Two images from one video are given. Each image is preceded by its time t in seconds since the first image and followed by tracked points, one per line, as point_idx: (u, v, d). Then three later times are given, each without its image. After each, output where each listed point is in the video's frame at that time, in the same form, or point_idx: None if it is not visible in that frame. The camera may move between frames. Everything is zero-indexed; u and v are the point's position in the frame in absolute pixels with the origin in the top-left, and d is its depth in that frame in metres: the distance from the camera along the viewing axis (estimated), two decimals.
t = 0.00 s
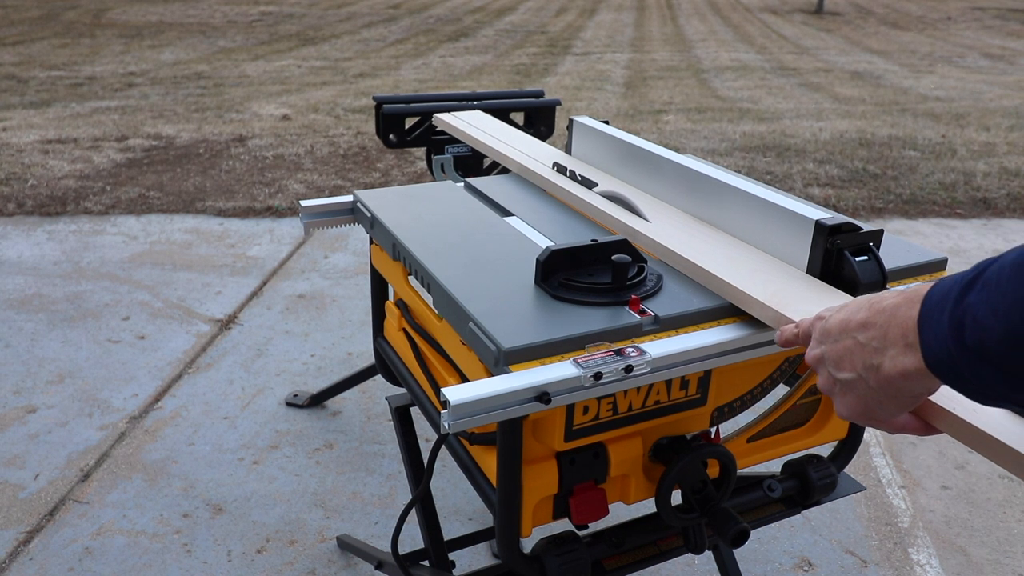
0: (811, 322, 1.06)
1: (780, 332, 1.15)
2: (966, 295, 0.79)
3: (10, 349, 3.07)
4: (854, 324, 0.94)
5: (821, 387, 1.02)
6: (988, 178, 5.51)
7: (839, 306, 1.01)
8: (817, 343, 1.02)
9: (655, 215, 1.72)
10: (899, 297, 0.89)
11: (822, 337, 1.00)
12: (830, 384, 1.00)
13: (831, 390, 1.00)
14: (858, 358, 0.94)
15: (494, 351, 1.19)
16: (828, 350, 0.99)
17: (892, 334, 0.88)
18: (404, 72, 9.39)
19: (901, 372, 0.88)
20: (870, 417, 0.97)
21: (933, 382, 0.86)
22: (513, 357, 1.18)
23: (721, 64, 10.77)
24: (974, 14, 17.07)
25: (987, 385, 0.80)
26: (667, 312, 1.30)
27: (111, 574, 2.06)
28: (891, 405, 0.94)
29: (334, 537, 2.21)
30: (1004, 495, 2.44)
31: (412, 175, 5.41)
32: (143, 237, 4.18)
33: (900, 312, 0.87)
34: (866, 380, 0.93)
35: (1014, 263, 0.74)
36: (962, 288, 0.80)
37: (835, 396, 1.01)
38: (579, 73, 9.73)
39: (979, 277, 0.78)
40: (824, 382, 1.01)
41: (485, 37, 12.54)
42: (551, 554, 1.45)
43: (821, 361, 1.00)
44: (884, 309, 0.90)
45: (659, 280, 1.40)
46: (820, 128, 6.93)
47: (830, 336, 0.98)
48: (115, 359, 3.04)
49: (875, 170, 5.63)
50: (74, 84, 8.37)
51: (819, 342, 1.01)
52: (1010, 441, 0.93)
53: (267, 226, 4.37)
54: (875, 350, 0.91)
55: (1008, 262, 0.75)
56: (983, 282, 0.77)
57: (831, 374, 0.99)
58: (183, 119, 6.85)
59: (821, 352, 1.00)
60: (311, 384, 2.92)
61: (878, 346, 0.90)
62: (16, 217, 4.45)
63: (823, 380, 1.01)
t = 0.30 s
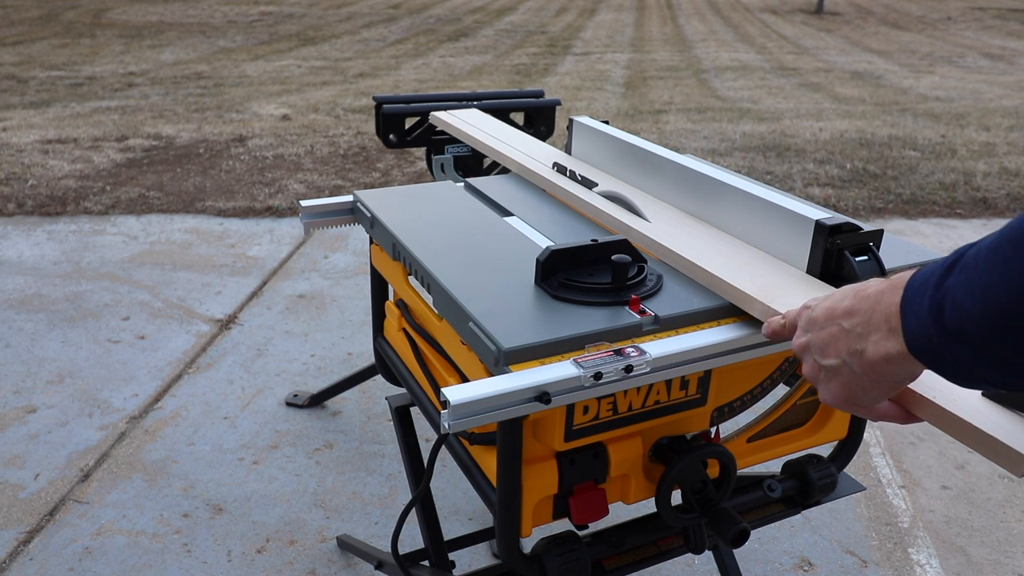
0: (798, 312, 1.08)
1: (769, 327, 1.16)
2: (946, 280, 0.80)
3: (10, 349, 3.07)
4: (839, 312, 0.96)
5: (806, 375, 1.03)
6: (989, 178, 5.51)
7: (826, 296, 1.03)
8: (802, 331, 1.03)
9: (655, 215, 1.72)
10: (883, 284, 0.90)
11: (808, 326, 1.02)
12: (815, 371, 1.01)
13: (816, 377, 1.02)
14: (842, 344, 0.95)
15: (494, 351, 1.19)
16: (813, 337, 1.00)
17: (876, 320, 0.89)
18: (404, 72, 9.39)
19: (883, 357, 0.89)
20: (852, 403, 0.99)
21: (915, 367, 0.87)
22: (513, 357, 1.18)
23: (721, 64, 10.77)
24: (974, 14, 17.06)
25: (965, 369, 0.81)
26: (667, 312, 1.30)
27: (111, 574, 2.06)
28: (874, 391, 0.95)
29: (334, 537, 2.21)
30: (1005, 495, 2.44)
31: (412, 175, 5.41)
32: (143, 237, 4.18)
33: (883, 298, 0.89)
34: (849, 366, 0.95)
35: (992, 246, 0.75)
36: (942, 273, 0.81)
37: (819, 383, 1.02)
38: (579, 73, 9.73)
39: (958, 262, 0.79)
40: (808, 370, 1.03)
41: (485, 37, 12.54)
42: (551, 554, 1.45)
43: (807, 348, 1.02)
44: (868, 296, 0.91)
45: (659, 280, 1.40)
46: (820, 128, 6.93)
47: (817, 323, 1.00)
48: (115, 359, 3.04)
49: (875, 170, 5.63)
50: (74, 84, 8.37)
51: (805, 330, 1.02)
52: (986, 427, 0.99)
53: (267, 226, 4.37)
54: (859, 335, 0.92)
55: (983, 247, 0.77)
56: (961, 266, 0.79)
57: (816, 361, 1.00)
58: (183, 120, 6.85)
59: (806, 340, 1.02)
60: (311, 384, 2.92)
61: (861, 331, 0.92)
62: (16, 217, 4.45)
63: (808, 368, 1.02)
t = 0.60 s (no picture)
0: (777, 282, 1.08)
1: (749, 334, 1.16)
2: (929, 258, 0.81)
3: (10, 349, 3.08)
4: (824, 286, 0.95)
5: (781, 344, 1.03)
6: (988, 178, 5.51)
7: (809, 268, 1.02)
8: (781, 301, 1.03)
9: (656, 216, 1.72)
10: (872, 263, 0.90)
11: (788, 296, 1.02)
12: (791, 340, 1.02)
13: (791, 346, 1.02)
14: (824, 318, 0.95)
15: (494, 351, 1.19)
16: (793, 308, 1.00)
17: (861, 296, 0.90)
18: (404, 72, 9.39)
19: (864, 333, 0.90)
20: (824, 375, 1.00)
21: (895, 345, 0.88)
22: (513, 357, 1.18)
23: (721, 64, 10.77)
24: (974, 14, 17.06)
25: (943, 349, 0.82)
26: (667, 312, 1.30)
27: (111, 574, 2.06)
28: (848, 365, 0.96)
29: (334, 537, 2.21)
30: (1005, 495, 2.44)
31: (412, 175, 5.41)
32: (143, 237, 4.18)
33: (871, 277, 0.89)
34: (828, 339, 0.96)
35: (978, 225, 0.76)
36: (927, 251, 0.81)
37: (792, 353, 1.03)
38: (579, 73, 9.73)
39: (942, 241, 0.80)
40: (784, 339, 1.03)
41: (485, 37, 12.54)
42: (551, 554, 1.45)
43: (785, 318, 1.02)
44: (856, 274, 0.91)
45: (659, 280, 1.40)
46: (820, 128, 6.93)
47: (797, 295, 1.00)
48: (115, 359, 3.04)
49: (875, 170, 5.63)
50: (74, 84, 8.37)
51: (786, 300, 1.02)
52: (961, 412, 1.04)
53: (267, 226, 4.37)
54: (844, 310, 0.92)
55: (968, 225, 0.77)
56: (945, 245, 0.79)
57: (794, 331, 1.01)
58: (183, 120, 6.85)
59: (785, 310, 1.02)
60: (311, 384, 2.92)
61: (846, 306, 0.92)
62: (16, 217, 4.45)
63: (785, 337, 1.03)
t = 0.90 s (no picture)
0: (768, 257, 1.17)
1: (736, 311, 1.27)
2: (913, 248, 0.90)
3: (10, 349, 3.07)
4: (818, 269, 1.05)
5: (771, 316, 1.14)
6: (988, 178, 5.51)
7: (800, 246, 1.12)
8: (773, 275, 1.13)
9: (655, 216, 1.72)
10: (862, 254, 1.00)
11: (781, 270, 1.12)
12: (780, 313, 1.12)
13: (778, 318, 1.13)
14: (816, 299, 1.06)
15: (494, 351, 1.19)
16: (784, 283, 1.10)
17: (851, 285, 1.00)
18: (404, 72, 9.39)
19: (850, 318, 1.00)
20: (808, 347, 1.11)
21: (878, 329, 0.99)
22: (513, 357, 1.18)
23: (721, 64, 10.77)
24: (974, 14, 17.04)
25: (918, 336, 0.92)
26: (667, 312, 1.30)
27: (111, 574, 2.06)
28: (830, 343, 1.08)
29: (334, 537, 2.21)
30: (1005, 495, 2.44)
31: (412, 175, 5.41)
32: (143, 237, 4.18)
33: (861, 267, 0.99)
34: (816, 319, 1.06)
35: (953, 222, 0.84)
36: (911, 242, 0.91)
37: (778, 324, 1.14)
38: (579, 73, 9.73)
39: (925, 232, 0.89)
40: (774, 311, 1.13)
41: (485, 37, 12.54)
42: (551, 554, 1.45)
43: (776, 291, 1.12)
44: (848, 264, 1.01)
45: (659, 280, 1.40)
46: (820, 128, 6.93)
47: (790, 272, 1.10)
48: (115, 359, 3.04)
49: (875, 170, 5.63)
50: (74, 84, 8.37)
51: (777, 274, 1.12)
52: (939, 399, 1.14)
53: (266, 226, 4.37)
54: (833, 296, 1.03)
55: (946, 219, 0.86)
56: (927, 236, 0.88)
57: (783, 307, 1.11)
58: (183, 119, 6.85)
59: (777, 283, 1.12)
60: (311, 384, 2.92)
61: (836, 293, 1.02)
62: (16, 217, 4.45)
63: (775, 311, 1.13)
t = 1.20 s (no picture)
0: (755, 255, 1.17)
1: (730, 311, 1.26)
2: (898, 250, 0.90)
3: (10, 349, 3.07)
4: (803, 271, 1.05)
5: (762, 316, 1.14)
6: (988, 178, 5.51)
7: (785, 244, 1.12)
8: (761, 275, 1.13)
9: (655, 216, 1.72)
10: (847, 255, 1.00)
11: (768, 271, 1.11)
12: (770, 314, 1.12)
13: (769, 318, 1.13)
14: (804, 300, 1.06)
15: (494, 351, 1.19)
16: (772, 284, 1.10)
17: (838, 287, 1.00)
18: (404, 72, 9.38)
19: (839, 319, 1.00)
20: (799, 347, 1.12)
21: (868, 328, 0.99)
22: (513, 357, 1.18)
23: (721, 64, 10.77)
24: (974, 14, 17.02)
25: (906, 336, 0.92)
26: (667, 312, 1.30)
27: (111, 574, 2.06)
28: (820, 342, 1.08)
29: (334, 537, 2.21)
30: (1005, 495, 2.44)
31: (412, 175, 5.41)
32: (143, 238, 4.18)
33: (846, 269, 0.99)
34: (806, 320, 1.06)
35: (938, 223, 0.84)
36: (897, 244, 0.91)
37: (770, 324, 1.14)
38: (579, 73, 9.73)
39: (911, 233, 0.89)
40: (764, 312, 1.14)
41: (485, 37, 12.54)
42: (551, 554, 1.45)
43: (765, 292, 1.12)
44: (832, 265, 1.01)
45: (659, 280, 1.40)
46: (820, 128, 6.93)
47: (777, 274, 1.10)
48: (115, 359, 3.04)
49: (875, 170, 5.63)
50: (74, 84, 8.37)
51: (765, 274, 1.12)
52: (923, 394, 1.15)
53: (266, 227, 4.37)
54: (820, 299, 1.03)
55: (932, 220, 0.86)
56: (913, 238, 0.88)
57: (774, 308, 1.11)
58: (183, 120, 6.85)
59: (764, 284, 1.12)
60: (311, 384, 2.92)
61: (823, 295, 1.02)
62: (16, 217, 4.45)
63: (765, 312, 1.13)
